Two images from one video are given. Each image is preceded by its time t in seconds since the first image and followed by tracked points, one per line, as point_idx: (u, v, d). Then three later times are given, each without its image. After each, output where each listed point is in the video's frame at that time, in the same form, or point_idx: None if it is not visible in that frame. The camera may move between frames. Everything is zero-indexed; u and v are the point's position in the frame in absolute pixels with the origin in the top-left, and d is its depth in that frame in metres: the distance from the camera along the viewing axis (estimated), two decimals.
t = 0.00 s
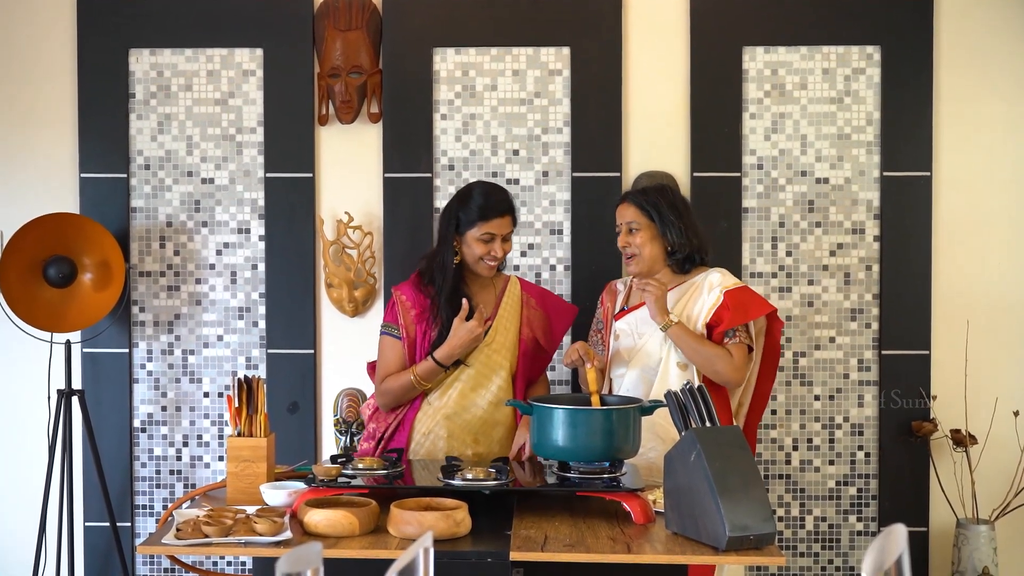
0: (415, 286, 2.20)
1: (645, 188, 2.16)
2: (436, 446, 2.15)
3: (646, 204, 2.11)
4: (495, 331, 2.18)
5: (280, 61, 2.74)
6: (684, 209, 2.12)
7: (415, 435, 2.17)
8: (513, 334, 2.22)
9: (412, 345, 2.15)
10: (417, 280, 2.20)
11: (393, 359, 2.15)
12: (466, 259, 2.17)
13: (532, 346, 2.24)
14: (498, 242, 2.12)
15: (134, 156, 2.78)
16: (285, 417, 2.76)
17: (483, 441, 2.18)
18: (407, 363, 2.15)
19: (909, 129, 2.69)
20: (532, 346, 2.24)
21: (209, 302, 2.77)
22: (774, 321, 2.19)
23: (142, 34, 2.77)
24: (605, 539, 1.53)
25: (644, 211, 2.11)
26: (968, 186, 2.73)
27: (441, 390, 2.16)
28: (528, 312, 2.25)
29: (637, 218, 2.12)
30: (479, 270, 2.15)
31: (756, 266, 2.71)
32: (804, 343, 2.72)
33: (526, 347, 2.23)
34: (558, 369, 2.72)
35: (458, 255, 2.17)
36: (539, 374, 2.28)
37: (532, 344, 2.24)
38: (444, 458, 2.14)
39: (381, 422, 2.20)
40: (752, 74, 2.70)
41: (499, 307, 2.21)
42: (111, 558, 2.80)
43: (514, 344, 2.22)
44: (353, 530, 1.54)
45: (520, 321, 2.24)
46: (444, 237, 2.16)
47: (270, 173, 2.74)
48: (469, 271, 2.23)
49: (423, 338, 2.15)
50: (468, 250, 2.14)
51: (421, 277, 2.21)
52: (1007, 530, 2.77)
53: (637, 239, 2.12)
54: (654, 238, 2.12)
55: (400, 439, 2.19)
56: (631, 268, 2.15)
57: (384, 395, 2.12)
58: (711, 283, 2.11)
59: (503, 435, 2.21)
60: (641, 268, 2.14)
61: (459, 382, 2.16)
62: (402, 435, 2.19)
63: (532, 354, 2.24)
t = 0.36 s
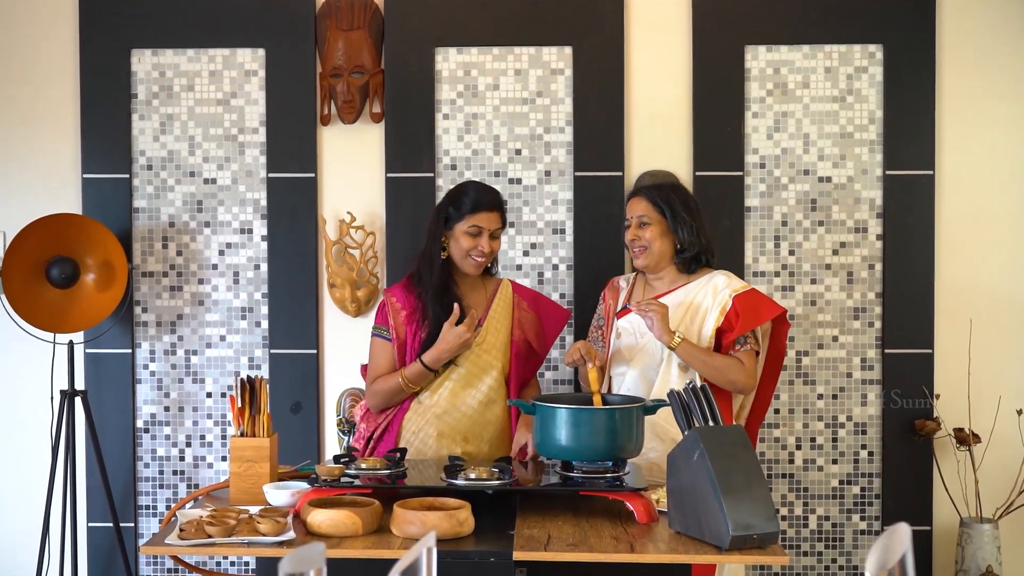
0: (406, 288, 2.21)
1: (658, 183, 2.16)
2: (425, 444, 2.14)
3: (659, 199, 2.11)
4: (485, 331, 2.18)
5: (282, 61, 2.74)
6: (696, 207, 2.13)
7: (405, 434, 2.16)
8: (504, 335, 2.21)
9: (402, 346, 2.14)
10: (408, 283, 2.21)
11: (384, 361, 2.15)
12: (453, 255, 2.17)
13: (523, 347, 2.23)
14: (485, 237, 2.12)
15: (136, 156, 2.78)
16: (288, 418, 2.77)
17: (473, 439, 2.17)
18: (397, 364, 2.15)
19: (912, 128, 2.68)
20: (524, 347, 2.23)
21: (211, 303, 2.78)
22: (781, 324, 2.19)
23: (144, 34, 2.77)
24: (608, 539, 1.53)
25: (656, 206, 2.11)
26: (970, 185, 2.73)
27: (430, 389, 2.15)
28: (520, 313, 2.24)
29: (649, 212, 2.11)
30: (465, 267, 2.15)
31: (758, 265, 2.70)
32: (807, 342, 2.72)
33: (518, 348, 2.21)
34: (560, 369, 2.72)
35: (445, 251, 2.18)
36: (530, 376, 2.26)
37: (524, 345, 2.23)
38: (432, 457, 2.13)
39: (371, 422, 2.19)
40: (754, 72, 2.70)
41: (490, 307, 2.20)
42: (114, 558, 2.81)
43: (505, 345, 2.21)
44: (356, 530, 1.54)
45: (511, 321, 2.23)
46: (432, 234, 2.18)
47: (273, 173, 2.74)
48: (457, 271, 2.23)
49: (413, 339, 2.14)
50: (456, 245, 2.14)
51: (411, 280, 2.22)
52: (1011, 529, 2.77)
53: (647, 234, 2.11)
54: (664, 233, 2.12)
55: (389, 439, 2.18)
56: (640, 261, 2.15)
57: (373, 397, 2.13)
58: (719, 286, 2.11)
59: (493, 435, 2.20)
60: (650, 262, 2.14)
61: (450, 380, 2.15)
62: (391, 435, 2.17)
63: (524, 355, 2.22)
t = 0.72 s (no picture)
0: (408, 287, 2.20)
1: (663, 184, 2.15)
2: (424, 443, 2.14)
3: (665, 199, 2.10)
4: (485, 331, 2.19)
5: (281, 61, 2.74)
6: (703, 208, 2.12)
7: (403, 432, 2.16)
8: (505, 335, 2.21)
9: (401, 344, 2.15)
10: (409, 282, 2.21)
11: (382, 356, 2.15)
12: (457, 253, 2.16)
13: (523, 348, 2.23)
14: (487, 233, 2.11)
15: (135, 156, 2.78)
16: (288, 418, 2.76)
17: (471, 438, 2.16)
18: (395, 362, 2.15)
19: (911, 127, 2.68)
20: (524, 349, 2.23)
21: (211, 303, 2.77)
22: (780, 328, 2.19)
23: (143, 34, 2.77)
24: (608, 538, 1.52)
25: (663, 206, 2.10)
26: (970, 183, 2.73)
27: (428, 387, 2.15)
28: (520, 315, 2.24)
29: (654, 212, 2.11)
30: (469, 264, 2.14)
31: (758, 264, 2.70)
32: (807, 341, 2.72)
33: (518, 349, 2.22)
34: (561, 368, 2.72)
35: (449, 249, 2.17)
36: (530, 377, 2.24)
37: (524, 347, 2.23)
38: (430, 456, 2.12)
39: (369, 421, 2.19)
40: (754, 71, 2.70)
41: (491, 307, 2.21)
42: (115, 559, 2.81)
43: (506, 346, 2.21)
44: (356, 529, 1.54)
45: (512, 323, 2.23)
46: (434, 232, 2.17)
47: (272, 173, 2.74)
48: (459, 271, 2.23)
49: (413, 337, 2.14)
50: (459, 242, 2.13)
51: (413, 279, 2.21)
52: (1012, 527, 2.77)
53: (654, 233, 2.10)
54: (671, 234, 2.12)
55: (386, 438, 2.17)
56: (645, 262, 2.12)
57: (369, 392, 2.13)
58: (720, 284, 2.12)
59: (492, 435, 2.19)
60: (656, 263, 2.12)
61: (450, 379, 2.15)
62: (388, 434, 2.17)
63: (524, 355, 2.23)
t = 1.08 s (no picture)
0: (402, 289, 2.18)
1: (662, 183, 2.15)
2: (425, 444, 2.13)
3: (660, 201, 2.10)
4: (483, 331, 2.18)
5: (277, 62, 2.74)
6: (699, 210, 2.11)
7: (403, 433, 2.14)
8: (502, 334, 2.21)
9: (398, 347, 2.12)
10: (404, 285, 2.19)
11: (378, 360, 2.12)
12: (457, 249, 2.17)
13: (520, 346, 2.24)
14: (487, 221, 2.16)
15: (131, 157, 2.78)
16: (285, 418, 2.76)
17: (472, 438, 2.16)
18: (391, 365, 2.12)
19: (908, 126, 2.69)
20: (521, 347, 2.24)
21: (208, 303, 2.77)
22: (783, 328, 2.19)
23: (139, 35, 2.76)
24: (606, 538, 1.52)
25: (657, 207, 2.10)
26: (967, 182, 2.73)
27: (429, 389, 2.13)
28: (514, 313, 2.25)
29: (649, 212, 2.11)
30: (475, 255, 2.15)
31: (755, 264, 2.71)
32: (804, 340, 2.72)
33: (515, 347, 2.22)
34: (558, 368, 2.72)
35: (446, 247, 2.17)
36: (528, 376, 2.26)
37: (521, 345, 2.24)
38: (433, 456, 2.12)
39: (367, 425, 2.17)
40: (750, 71, 2.70)
41: (487, 306, 2.21)
42: (111, 560, 2.80)
43: (502, 346, 2.21)
44: (354, 530, 1.54)
45: (508, 321, 2.23)
46: (427, 236, 2.16)
47: (268, 174, 2.74)
48: (454, 272, 2.22)
49: (410, 340, 2.12)
50: (461, 236, 2.14)
51: (407, 281, 2.19)
52: (1008, 526, 2.77)
53: (646, 233, 2.12)
54: (664, 235, 2.12)
55: (386, 441, 2.15)
56: (636, 259, 2.15)
57: (362, 396, 2.10)
58: (724, 289, 2.11)
59: (493, 433, 2.19)
60: (647, 261, 2.14)
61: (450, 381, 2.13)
62: (388, 437, 2.15)
63: (521, 353, 2.23)
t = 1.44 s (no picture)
0: (399, 291, 2.16)
1: (653, 184, 2.14)
2: (428, 445, 2.12)
3: (651, 203, 2.10)
4: (481, 331, 2.17)
5: (275, 63, 2.74)
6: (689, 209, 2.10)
7: (406, 435, 2.13)
8: (498, 334, 2.21)
9: (399, 350, 2.10)
10: (400, 286, 2.16)
11: (378, 364, 2.08)
12: (450, 250, 2.16)
13: (513, 346, 2.24)
14: (482, 225, 2.16)
15: (129, 158, 2.78)
16: (283, 419, 2.76)
17: (474, 438, 2.16)
18: (392, 368, 2.11)
19: (906, 127, 2.69)
20: (515, 347, 2.25)
21: (206, 305, 2.77)
22: (784, 327, 2.18)
23: (137, 36, 2.76)
24: (604, 540, 1.52)
25: (650, 210, 2.10)
26: (965, 183, 2.73)
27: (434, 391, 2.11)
28: (508, 314, 2.25)
29: (642, 216, 2.11)
30: (467, 259, 2.15)
31: (753, 265, 2.71)
32: (803, 341, 2.72)
33: (508, 347, 2.23)
34: (557, 369, 2.72)
35: (439, 246, 2.16)
36: (517, 375, 2.27)
37: (515, 345, 2.25)
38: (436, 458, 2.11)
39: (368, 429, 2.16)
40: (748, 72, 2.70)
41: (482, 306, 2.20)
42: (110, 561, 2.80)
43: (499, 345, 2.21)
44: (352, 531, 1.53)
45: (503, 321, 2.23)
46: (422, 231, 2.16)
47: (267, 175, 2.74)
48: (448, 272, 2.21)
49: (411, 343, 2.11)
50: (454, 238, 2.15)
51: (403, 282, 2.17)
52: (1008, 527, 2.77)
53: (640, 236, 2.12)
54: (658, 238, 2.11)
55: (389, 443, 2.15)
56: (633, 263, 2.16)
57: (365, 402, 2.06)
58: (723, 290, 2.10)
59: (494, 433, 2.19)
60: (644, 264, 2.14)
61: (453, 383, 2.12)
62: (391, 439, 2.15)
63: (514, 353, 2.24)
